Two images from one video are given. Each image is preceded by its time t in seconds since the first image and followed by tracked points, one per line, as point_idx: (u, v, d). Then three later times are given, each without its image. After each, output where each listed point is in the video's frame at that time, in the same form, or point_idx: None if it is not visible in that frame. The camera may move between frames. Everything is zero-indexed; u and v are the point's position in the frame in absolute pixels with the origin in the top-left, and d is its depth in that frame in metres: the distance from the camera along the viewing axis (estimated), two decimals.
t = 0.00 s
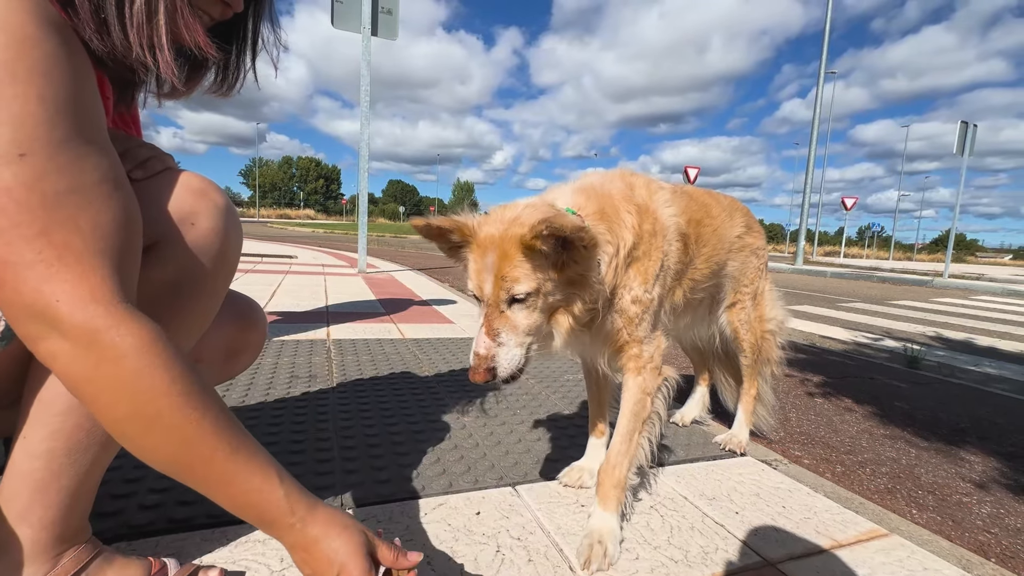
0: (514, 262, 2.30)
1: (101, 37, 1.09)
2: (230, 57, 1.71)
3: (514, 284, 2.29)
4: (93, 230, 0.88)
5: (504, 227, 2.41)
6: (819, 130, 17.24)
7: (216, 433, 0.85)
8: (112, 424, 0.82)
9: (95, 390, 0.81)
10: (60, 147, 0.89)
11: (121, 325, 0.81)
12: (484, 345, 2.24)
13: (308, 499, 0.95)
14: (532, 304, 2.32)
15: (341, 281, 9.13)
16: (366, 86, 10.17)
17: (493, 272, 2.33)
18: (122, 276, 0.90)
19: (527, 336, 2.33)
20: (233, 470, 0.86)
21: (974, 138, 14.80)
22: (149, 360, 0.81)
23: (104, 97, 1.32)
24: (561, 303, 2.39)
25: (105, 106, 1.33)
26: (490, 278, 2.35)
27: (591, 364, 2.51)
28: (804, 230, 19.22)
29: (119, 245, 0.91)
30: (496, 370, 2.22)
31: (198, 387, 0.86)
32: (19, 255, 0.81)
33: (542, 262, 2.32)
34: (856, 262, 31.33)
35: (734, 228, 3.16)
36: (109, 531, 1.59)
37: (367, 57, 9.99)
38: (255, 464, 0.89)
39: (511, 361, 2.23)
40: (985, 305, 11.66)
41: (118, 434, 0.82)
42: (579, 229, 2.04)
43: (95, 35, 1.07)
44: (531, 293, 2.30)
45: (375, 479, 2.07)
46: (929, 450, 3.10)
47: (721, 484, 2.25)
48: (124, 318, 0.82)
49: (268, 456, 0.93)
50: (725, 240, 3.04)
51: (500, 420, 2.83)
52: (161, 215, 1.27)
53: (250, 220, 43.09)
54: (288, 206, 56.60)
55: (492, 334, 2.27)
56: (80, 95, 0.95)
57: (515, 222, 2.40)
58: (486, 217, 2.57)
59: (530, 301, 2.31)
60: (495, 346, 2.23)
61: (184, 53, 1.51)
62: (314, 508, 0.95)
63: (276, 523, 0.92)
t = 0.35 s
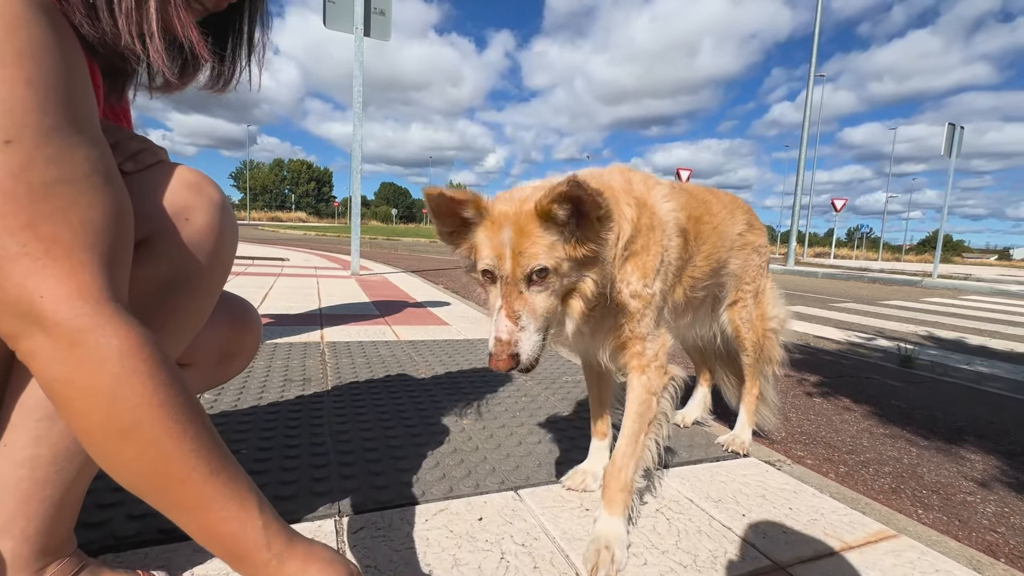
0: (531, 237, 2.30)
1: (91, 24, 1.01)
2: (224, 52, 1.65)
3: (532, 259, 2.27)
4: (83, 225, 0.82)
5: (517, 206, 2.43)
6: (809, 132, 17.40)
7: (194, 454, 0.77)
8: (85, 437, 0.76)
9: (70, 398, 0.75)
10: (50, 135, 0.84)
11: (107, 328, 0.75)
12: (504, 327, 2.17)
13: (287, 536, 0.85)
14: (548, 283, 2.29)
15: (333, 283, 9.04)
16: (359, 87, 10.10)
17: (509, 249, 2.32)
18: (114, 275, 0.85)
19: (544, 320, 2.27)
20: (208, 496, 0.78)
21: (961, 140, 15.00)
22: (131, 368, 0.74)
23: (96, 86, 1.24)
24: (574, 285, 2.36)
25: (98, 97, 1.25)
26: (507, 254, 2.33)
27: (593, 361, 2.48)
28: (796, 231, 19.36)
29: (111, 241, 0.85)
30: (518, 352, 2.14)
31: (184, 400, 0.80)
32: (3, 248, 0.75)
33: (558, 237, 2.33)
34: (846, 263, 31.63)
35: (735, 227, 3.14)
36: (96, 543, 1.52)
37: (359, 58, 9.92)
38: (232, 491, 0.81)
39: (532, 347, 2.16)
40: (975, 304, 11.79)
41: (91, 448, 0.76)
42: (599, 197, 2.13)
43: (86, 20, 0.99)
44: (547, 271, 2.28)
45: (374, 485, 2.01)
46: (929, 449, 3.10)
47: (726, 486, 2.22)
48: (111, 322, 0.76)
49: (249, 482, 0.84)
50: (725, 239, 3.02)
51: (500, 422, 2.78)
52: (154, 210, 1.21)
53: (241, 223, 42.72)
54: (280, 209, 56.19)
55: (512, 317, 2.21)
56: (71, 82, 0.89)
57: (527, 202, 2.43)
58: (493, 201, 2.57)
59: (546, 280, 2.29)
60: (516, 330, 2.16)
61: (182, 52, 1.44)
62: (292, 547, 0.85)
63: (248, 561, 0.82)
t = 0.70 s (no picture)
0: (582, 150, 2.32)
1: (68, 6, 0.96)
2: (208, 38, 1.60)
3: (586, 169, 2.28)
4: (53, 214, 0.77)
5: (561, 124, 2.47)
6: (802, 133, 17.51)
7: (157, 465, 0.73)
8: (44, 440, 0.72)
9: (29, 400, 0.71)
10: (19, 117, 0.78)
11: (73, 324, 0.70)
12: (565, 227, 2.11)
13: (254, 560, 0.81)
14: (602, 194, 2.29)
15: (327, 284, 8.94)
16: (354, 87, 10.03)
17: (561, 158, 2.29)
18: (89, 267, 0.80)
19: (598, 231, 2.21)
20: (170, 514, 0.74)
21: (953, 141, 15.12)
22: (95, 370, 0.70)
23: (73, 72, 1.19)
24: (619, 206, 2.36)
25: (74, 82, 1.21)
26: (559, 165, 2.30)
27: (593, 359, 2.42)
28: (790, 232, 19.45)
29: (83, 232, 0.80)
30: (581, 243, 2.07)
31: (151, 405, 0.75)
32: None
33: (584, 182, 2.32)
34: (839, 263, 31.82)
35: (733, 225, 3.12)
36: (77, 552, 1.45)
37: (354, 57, 9.86)
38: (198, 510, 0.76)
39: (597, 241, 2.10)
40: (968, 303, 11.86)
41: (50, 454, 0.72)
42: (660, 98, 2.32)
43: (62, 3, 0.94)
44: (601, 181, 2.29)
45: (368, 489, 1.96)
46: (929, 448, 3.08)
47: (727, 487, 2.18)
48: (78, 319, 0.71)
49: (218, 499, 0.80)
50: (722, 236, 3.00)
51: (496, 424, 2.73)
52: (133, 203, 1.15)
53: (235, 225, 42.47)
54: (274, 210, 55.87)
55: (573, 219, 2.16)
56: (47, 63, 0.84)
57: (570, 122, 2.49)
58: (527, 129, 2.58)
59: (599, 190, 2.29)
60: (578, 229, 2.12)
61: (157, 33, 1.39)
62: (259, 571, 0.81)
63: None
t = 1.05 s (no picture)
0: (555, 253, 2.17)
1: (51, 16, 0.95)
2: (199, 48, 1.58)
3: (558, 278, 2.16)
4: (41, 226, 0.76)
5: (537, 211, 2.24)
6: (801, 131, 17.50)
7: (148, 477, 0.72)
8: (33, 456, 0.71)
9: (16, 414, 0.70)
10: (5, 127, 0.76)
11: (61, 337, 0.70)
12: (533, 344, 2.16)
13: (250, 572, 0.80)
14: (574, 296, 2.20)
15: (324, 284, 8.92)
16: (351, 86, 9.99)
17: (533, 266, 2.20)
18: (76, 279, 0.79)
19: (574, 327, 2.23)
20: (163, 526, 0.73)
21: (950, 139, 15.12)
22: (84, 383, 0.69)
23: (60, 82, 1.17)
24: (603, 287, 2.26)
25: (62, 92, 1.19)
26: (530, 273, 2.22)
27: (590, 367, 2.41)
28: (788, 231, 19.45)
29: (71, 244, 0.79)
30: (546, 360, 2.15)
31: (141, 416, 0.75)
32: None
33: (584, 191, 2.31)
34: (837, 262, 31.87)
35: (733, 226, 3.11)
36: (68, 562, 1.44)
37: (350, 56, 9.81)
38: (191, 522, 0.75)
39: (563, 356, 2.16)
40: (965, 302, 11.88)
41: (40, 469, 0.71)
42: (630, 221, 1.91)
43: (45, 12, 0.93)
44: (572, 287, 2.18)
45: (363, 494, 1.95)
46: (925, 451, 3.08)
47: (723, 491, 2.18)
48: (66, 331, 0.71)
49: (212, 511, 0.79)
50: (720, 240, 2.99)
51: (492, 427, 2.72)
52: (121, 212, 1.14)
53: (232, 224, 42.31)
54: (271, 209, 55.75)
55: (539, 332, 2.18)
56: (31, 73, 0.83)
57: (552, 200, 2.24)
58: (512, 197, 2.40)
59: (572, 294, 2.20)
60: (544, 345, 2.15)
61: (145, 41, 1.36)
62: None
63: None
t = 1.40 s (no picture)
0: (540, 334, 1.95)
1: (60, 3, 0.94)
2: (215, 40, 1.58)
3: (544, 357, 1.95)
4: (57, 212, 0.78)
5: (522, 284, 1.99)
6: (808, 126, 17.39)
7: (157, 461, 0.72)
8: (49, 440, 0.72)
9: (34, 399, 0.72)
10: (20, 116, 0.78)
11: (78, 320, 0.72)
12: (515, 425, 1.94)
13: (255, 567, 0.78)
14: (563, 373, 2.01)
15: (329, 279, 8.94)
16: (356, 81, 9.98)
17: (517, 344, 1.98)
18: (93, 266, 0.81)
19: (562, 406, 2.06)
20: (169, 513, 0.72)
21: (960, 135, 14.96)
22: (98, 365, 0.71)
23: (72, 73, 1.17)
24: (592, 364, 2.11)
25: (73, 83, 1.19)
26: (514, 349, 2.00)
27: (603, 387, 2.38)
28: (794, 226, 19.34)
29: (87, 230, 0.80)
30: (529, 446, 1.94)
31: (153, 401, 0.75)
32: None
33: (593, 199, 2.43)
34: (844, 258, 31.66)
35: (751, 218, 3.10)
36: (81, 547, 1.47)
37: (356, 51, 9.80)
38: (197, 511, 0.74)
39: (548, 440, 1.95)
40: (973, 299, 11.78)
41: (55, 454, 0.72)
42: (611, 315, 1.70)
43: None
44: (561, 365, 1.98)
45: (369, 484, 1.97)
46: (931, 445, 3.07)
47: (727, 483, 2.18)
48: (82, 314, 0.72)
49: (220, 503, 0.78)
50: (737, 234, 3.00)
51: (497, 420, 2.73)
52: (131, 201, 1.14)
53: (237, 218, 42.46)
54: (276, 204, 55.90)
55: (523, 410, 1.97)
56: (45, 61, 0.84)
57: (538, 270, 1.99)
58: (498, 262, 2.17)
59: (560, 372, 2.00)
60: (529, 426, 1.94)
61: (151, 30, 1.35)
62: None
63: None
